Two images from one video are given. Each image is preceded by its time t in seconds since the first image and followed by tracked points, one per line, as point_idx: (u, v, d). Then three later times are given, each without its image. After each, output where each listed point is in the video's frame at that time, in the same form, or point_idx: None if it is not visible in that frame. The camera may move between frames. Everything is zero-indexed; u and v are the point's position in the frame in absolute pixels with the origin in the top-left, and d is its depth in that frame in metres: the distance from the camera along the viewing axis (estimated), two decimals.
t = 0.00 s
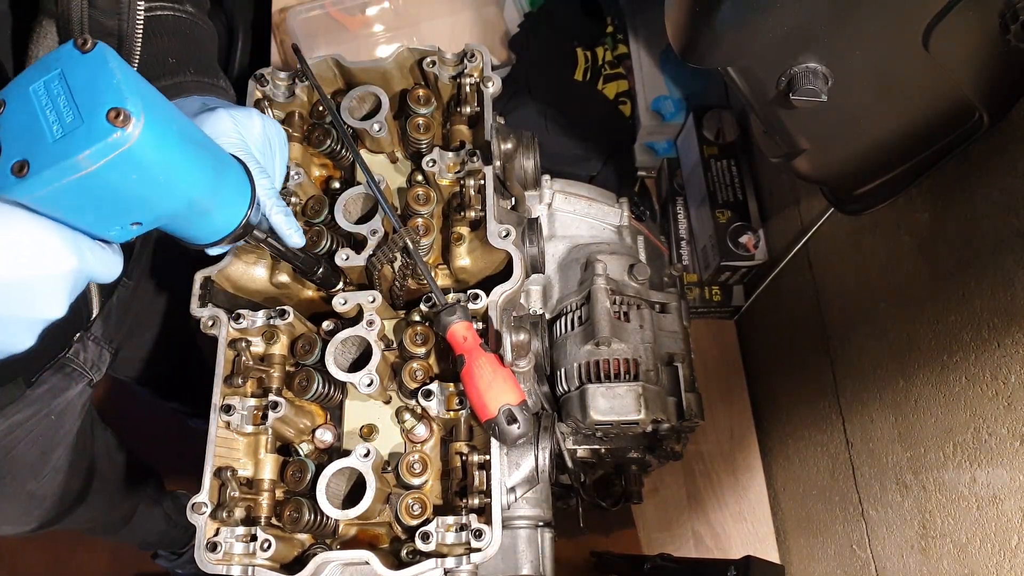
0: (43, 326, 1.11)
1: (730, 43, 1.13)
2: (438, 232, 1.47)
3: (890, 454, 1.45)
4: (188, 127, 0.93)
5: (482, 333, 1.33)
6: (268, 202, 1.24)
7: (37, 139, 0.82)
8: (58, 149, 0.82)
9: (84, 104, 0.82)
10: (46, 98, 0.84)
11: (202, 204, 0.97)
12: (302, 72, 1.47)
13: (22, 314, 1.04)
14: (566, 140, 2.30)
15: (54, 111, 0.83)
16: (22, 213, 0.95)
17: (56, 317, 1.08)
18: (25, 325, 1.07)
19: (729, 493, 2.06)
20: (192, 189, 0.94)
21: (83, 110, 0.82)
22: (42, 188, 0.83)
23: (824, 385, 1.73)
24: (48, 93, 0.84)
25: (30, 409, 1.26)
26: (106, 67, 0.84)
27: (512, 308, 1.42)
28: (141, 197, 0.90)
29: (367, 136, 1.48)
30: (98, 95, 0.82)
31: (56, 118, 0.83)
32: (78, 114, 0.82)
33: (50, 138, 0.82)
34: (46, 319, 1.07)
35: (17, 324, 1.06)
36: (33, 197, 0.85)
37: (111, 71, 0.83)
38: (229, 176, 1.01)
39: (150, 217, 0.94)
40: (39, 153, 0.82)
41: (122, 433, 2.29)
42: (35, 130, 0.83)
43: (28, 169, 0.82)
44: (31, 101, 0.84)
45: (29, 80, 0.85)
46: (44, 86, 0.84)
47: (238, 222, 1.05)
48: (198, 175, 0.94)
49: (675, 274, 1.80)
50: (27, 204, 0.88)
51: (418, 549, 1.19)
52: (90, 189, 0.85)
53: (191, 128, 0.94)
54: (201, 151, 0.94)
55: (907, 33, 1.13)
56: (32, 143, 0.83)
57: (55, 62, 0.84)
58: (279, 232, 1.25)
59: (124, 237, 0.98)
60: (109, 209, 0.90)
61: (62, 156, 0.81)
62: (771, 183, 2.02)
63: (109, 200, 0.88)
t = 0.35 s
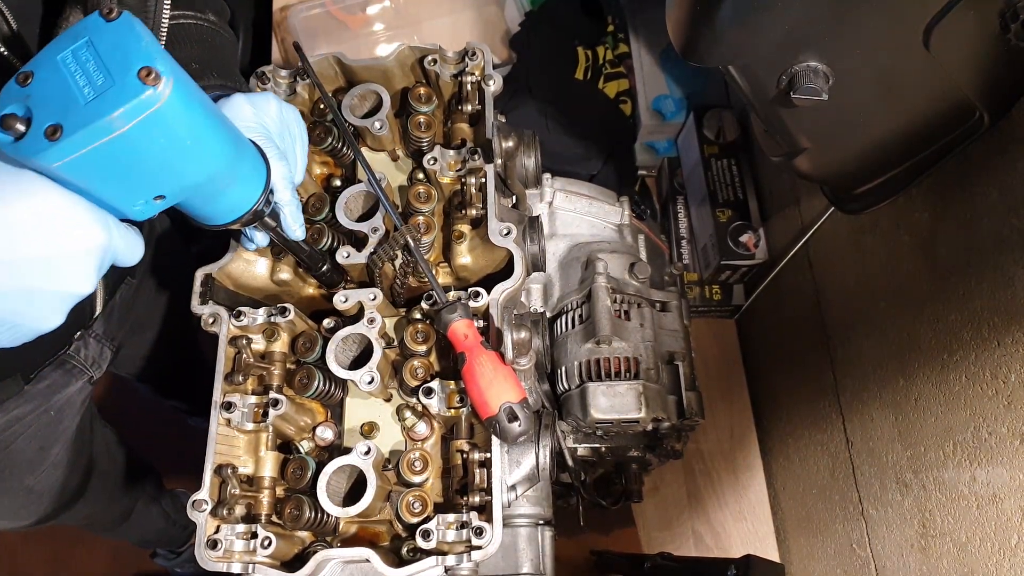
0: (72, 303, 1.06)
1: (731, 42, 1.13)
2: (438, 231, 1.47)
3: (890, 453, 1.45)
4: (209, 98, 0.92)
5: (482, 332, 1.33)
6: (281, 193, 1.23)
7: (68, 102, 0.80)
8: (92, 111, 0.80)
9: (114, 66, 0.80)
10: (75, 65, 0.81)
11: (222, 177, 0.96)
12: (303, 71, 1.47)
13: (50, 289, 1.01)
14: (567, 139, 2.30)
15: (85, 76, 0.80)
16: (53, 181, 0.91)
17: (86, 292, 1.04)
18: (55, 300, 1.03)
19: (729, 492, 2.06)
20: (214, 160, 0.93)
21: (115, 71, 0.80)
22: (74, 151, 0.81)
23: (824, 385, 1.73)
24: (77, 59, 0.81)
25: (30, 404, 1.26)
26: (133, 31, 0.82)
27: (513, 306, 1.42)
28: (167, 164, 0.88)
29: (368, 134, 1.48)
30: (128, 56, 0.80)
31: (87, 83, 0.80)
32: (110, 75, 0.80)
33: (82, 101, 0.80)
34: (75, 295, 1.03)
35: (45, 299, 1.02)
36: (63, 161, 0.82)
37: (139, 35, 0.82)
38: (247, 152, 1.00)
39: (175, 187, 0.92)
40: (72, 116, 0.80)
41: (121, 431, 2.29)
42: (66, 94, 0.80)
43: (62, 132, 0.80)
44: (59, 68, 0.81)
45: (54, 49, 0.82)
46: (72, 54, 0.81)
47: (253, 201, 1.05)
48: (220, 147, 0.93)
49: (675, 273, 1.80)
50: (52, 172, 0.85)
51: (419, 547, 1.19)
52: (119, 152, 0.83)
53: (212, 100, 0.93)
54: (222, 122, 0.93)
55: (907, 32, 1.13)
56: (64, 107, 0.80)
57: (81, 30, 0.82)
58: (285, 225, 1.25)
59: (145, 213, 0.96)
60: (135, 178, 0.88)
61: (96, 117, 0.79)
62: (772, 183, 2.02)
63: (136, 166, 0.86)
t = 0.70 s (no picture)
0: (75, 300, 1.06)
1: (732, 42, 1.13)
2: (439, 231, 1.47)
3: (890, 454, 1.45)
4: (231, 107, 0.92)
5: (483, 332, 1.33)
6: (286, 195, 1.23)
7: (91, 105, 0.79)
8: (115, 117, 0.79)
9: (140, 73, 0.80)
10: (101, 66, 0.81)
11: (235, 185, 0.96)
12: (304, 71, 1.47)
13: (53, 287, 1.00)
14: (567, 139, 2.30)
15: (110, 80, 0.80)
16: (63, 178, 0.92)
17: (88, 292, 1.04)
18: (58, 299, 1.02)
19: (729, 493, 2.06)
20: (230, 169, 0.93)
21: (142, 78, 0.80)
22: (93, 155, 0.81)
23: (825, 385, 1.73)
24: (103, 62, 0.81)
25: (41, 399, 1.26)
26: (163, 39, 0.82)
27: (513, 307, 1.42)
28: (183, 172, 0.88)
29: (369, 134, 1.48)
30: (155, 65, 0.80)
31: (112, 87, 0.80)
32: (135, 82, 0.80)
33: (105, 105, 0.79)
34: (78, 294, 1.03)
35: (49, 297, 1.01)
36: (80, 164, 0.82)
37: (169, 44, 0.82)
38: (262, 160, 1.01)
39: (188, 192, 0.92)
40: (94, 120, 0.79)
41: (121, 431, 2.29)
42: (89, 97, 0.80)
43: (81, 135, 0.79)
44: (84, 69, 0.80)
45: (81, 48, 0.81)
46: (99, 56, 0.81)
47: (262, 208, 1.05)
48: (237, 156, 0.93)
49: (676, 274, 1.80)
50: (67, 172, 0.84)
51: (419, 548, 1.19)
52: (136, 159, 0.83)
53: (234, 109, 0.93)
54: (241, 131, 0.93)
55: (908, 33, 1.13)
56: (86, 109, 0.79)
57: (109, 32, 0.81)
58: (291, 226, 1.25)
59: (155, 215, 0.95)
60: (149, 183, 0.88)
61: (119, 123, 0.79)
62: (772, 183, 2.01)
63: (152, 171, 0.86)
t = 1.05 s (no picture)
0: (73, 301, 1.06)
1: (729, 43, 1.12)
2: (437, 234, 1.47)
3: (890, 454, 1.45)
4: (228, 108, 0.92)
5: (481, 334, 1.33)
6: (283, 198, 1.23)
7: (87, 105, 0.79)
8: (112, 117, 0.79)
9: (137, 73, 0.80)
10: (97, 67, 0.81)
11: (233, 186, 0.96)
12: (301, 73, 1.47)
13: (51, 290, 1.00)
14: (566, 140, 2.30)
15: (107, 80, 0.80)
16: (60, 180, 0.92)
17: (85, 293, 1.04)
18: (56, 300, 1.02)
19: (729, 493, 2.06)
20: (227, 169, 0.93)
21: (139, 78, 0.80)
22: (90, 155, 0.81)
23: (824, 385, 1.73)
24: (101, 62, 0.81)
25: (42, 401, 1.27)
26: (160, 39, 0.82)
27: (512, 309, 1.42)
28: (181, 173, 0.88)
29: (366, 137, 1.48)
30: (152, 64, 0.80)
31: (109, 87, 0.80)
32: (132, 82, 0.80)
33: (103, 105, 0.79)
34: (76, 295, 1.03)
35: (47, 299, 1.01)
36: (77, 164, 0.81)
37: (166, 43, 0.82)
38: (260, 160, 1.01)
39: (185, 192, 0.92)
40: (91, 120, 0.79)
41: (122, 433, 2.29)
42: (86, 97, 0.80)
43: (79, 135, 0.79)
44: (81, 69, 0.80)
45: (78, 49, 0.81)
46: (96, 56, 0.81)
47: (260, 208, 1.05)
48: (234, 157, 0.93)
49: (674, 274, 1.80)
50: (65, 173, 0.84)
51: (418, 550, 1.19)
52: (134, 159, 0.83)
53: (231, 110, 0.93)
54: (239, 132, 0.93)
55: (905, 34, 1.13)
56: (83, 110, 0.79)
57: (106, 33, 0.81)
58: (289, 229, 1.25)
59: (151, 216, 0.95)
60: (146, 183, 0.88)
61: (116, 123, 0.79)
62: (771, 183, 2.01)
63: (150, 172, 0.86)
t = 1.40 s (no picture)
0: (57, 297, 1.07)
1: (730, 41, 1.12)
2: (437, 232, 1.47)
3: (890, 453, 1.45)
4: (211, 99, 0.92)
5: (481, 332, 1.33)
6: (276, 193, 1.22)
7: (65, 96, 0.80)
8: (89, 106, 0.79)
9: (114, 62, 0.80)
10: (75, 58, 0.81)
11: (218, 179, 0.96)
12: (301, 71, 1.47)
13: (35, 285, 1.00)
14: (566, 139, 2.30)
15: (84, 70, 0.80)
16: (42, 175, 0.90)
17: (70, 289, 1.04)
18: (40, 296, 1.03)
19: (729, 492, 2.06)
20: (211, 160, 0.92)
21: (115, 66, 0.80)
22: (68, 145, 0.80)
23: (824, 384, 1.73)
24: (78, 53, 0.81)
25: (35, 403, 1.28)
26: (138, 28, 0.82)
27: (512, 307, 1.42)
28: (164, 164, 0.88)
29: (366, 135, 1.48)
30: (129, 53, 0.80)
31: (86, 77, 0.80)
32: (109, 71, 0.80)
33: (80, 95, 0.80)
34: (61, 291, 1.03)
35: (31, 294, 1.02)
36: (56, 155, 0.82)
37: (143, 32, 0.82)
38: (247, 154, 1.00)
39: (170, 185, 0.92)
40: (68, 109, 0.79)
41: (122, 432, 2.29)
42: (64, 88, 0.80)
43: (56, 125, 0.79)
44: (59, 60, 0.81)
45: (54, 40, 0.82)
46: (73, 46, 0.81)
47: (249, 202, 1.04)
48: (218, 149, 0.93)
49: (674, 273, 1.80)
50: (46, 166, 0.84)
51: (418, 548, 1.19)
52: (115, 150, 0.83)
53: (214, 101, 0.93)
54: (222, 124, 0.93)
55: (905, 32, 1.13)
56: (60, 100, 0.80)
57: (83, 22, 0.82)
58: (283, 226, 1.24)
59: (137, 210, 0.95)
60: (128, 176, 0.87)
61: (93, 112, 0.79)
62: (771, 182, 2.01)
63: (131, 163, 0.86)
